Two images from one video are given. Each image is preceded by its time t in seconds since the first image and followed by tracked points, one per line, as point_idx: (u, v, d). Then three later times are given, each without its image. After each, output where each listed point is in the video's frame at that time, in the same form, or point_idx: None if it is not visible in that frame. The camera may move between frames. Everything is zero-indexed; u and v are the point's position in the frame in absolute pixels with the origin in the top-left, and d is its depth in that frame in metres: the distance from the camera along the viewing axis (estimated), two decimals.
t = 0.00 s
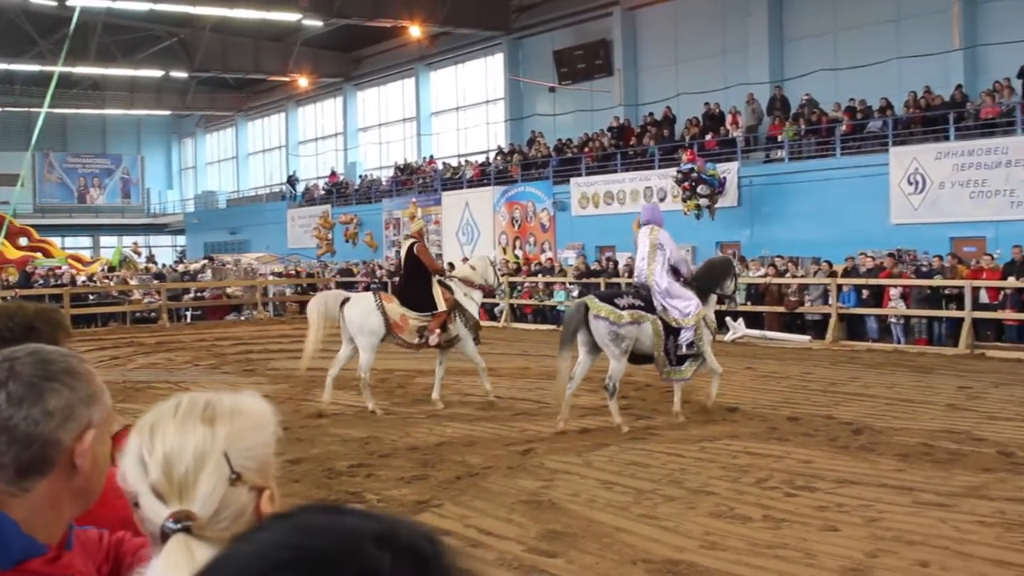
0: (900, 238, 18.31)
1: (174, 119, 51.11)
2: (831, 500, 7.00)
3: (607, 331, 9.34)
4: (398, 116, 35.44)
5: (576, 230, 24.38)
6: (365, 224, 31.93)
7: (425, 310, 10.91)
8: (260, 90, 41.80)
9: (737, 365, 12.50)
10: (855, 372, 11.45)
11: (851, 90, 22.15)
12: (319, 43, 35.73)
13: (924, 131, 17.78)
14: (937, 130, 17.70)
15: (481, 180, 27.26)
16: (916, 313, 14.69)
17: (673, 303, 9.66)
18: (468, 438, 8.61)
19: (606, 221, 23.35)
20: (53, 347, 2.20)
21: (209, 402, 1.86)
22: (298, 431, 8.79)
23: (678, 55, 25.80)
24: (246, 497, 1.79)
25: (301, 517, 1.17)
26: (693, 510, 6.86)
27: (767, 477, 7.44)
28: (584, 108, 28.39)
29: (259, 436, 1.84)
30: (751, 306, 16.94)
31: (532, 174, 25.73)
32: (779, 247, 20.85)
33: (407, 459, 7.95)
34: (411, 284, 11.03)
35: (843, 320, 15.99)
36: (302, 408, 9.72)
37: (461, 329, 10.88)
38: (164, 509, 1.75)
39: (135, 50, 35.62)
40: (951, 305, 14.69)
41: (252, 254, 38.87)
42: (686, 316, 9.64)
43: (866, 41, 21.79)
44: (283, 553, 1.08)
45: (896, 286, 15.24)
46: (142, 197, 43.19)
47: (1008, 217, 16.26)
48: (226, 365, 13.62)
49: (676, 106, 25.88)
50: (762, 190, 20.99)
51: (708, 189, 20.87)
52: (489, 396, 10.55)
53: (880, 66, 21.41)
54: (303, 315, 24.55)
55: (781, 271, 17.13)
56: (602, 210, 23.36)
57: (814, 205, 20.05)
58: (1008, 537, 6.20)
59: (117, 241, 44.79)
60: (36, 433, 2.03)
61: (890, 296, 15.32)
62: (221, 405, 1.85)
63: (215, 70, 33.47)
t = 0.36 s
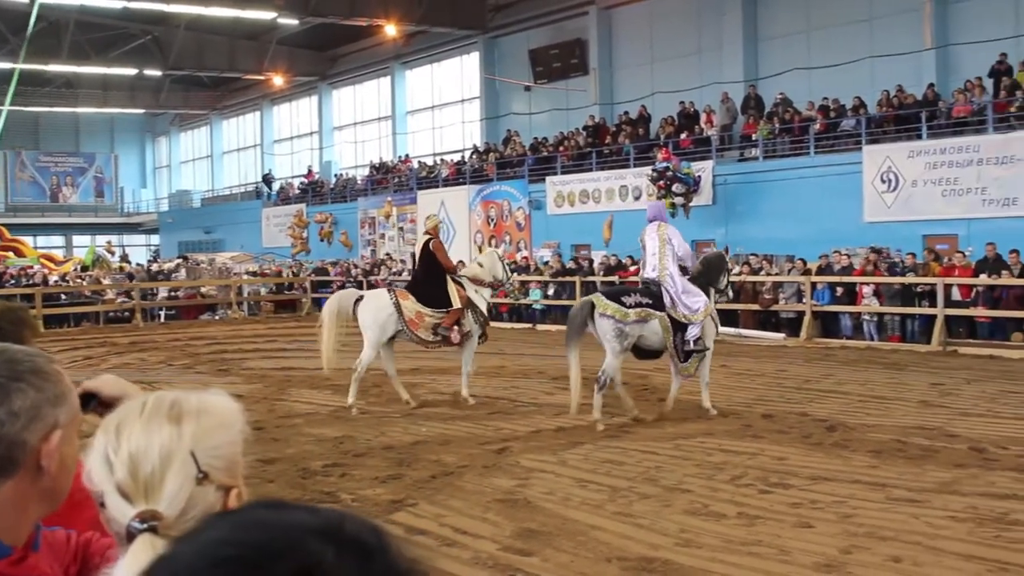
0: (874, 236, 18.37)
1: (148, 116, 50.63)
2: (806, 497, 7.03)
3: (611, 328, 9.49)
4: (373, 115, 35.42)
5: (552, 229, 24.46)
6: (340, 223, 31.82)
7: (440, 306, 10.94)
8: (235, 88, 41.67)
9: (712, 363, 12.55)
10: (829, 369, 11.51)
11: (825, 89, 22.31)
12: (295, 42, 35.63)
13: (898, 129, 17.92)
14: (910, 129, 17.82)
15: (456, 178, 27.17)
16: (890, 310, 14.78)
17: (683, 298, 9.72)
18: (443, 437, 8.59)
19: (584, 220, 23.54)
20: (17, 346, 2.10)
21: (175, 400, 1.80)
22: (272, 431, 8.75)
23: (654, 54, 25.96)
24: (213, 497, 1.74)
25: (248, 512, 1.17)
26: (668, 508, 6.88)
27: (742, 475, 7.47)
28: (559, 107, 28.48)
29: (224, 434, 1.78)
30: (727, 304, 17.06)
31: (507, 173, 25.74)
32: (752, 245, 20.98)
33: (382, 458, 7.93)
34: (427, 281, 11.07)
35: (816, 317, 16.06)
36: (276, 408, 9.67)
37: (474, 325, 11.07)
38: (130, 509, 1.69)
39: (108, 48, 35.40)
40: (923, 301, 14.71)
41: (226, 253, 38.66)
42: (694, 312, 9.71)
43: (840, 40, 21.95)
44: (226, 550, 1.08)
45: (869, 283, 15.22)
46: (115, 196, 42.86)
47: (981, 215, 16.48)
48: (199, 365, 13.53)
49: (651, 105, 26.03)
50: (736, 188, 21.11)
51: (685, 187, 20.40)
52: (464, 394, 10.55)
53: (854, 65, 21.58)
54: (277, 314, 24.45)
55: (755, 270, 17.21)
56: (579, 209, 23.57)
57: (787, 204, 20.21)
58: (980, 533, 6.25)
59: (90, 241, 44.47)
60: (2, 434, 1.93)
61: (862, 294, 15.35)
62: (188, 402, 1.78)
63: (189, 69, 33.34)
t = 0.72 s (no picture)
0: (847, 234, 18.57)
1: (122, 115, 50.17)
2: (780, 494, 7.07)
3: (623, 326, 9.55)
4: (350, 114, 35.38)
5: (528, 228, 24.48)
6: (315, 222, 31.70)
7: (454, 303, 10.99)
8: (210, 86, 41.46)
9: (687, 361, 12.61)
10: (803, 367, 11.60)
11: (799, 89, 22.48)
12: (271, 40, 35.50)
13: (871, 128, 18.10)
14: (883, 128, 17.99)
15: (432, 177, 27.13)
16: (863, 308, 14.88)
17: (685, 298, 9.80)
18: (419, 436, 8.59)
19: (559, 218, 23.60)
20: None
21: (143, 400, 1.81)
22: (247, 431, 8.71)
23: (629, 53, 26.07)
24: (181, 498, 1.76)
25: (202, 513, 1.17)
26: (643, 505, 6.90)
27: (717, 472, 7.50)
28: (535, 106, 28.56)
29: (194, 434, 1.80)
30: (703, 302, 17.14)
31: (483, 172, 25.74)
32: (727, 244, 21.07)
33: (357, 458, 7.91)
34: (440, 278, 11.11)
35: (791, 316, 16.18)
36: (251, 409, 9.62)
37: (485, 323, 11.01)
38: (98, 510, 1.71)
39: (82, 46, 35.12)
40: (896, 300, 14.91)
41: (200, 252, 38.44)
42: (696, 310, 9.84)
43: (816, 40, 22.08)
44: (179, 551, 1.07)
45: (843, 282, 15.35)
46: (89, 195, 42.54)
47: (952, 214, 16.76)
48: (173, 365, 13.45)
49: (626, 104, 26.13)
50: (711, 187, 21.21)
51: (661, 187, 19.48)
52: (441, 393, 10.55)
53: (827, 65, 21.77)
54: (252, 314, 24.36)
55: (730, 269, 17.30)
56: (555, 208, 23.60)
57: (760, 202, 20.33)
58: (951, 528, 6.31)
59: (64, 240, 44.06)
60: None
61: (836, 292, 15.47)
62: (155, 404, 1.81)
63: (163, 66, 33.13)
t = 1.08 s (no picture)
0: (820, 234, 18.69)
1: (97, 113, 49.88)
2: (754, 492, 7.12)
3: (637, 324, 9.43)
4: (326, 113, 35.33)
5: (505, 227, 24.52)
6: (291, 221, 31.63)
7: (471, 304, 11.18)
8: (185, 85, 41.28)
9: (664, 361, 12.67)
10: (778, 366, 11.68)
11: (774, 89, 22.61)
12: (246, 39, 35.35)
13: (846, 128, 18.28)
14: (857, 128, 18.18)
15: (408, 177, 27.11)
16: (838, 307, 14.97)
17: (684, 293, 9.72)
18: (396, 436, 8.59)
19: (536, 218, 23.66)
20: None
21: (113, 400, 1.80)
22: (223, 432, 8.70)
23: (605, 53, 26.14)
24: (149, 498, 1.74)
25: (164, 511, 1.19)
26: (619, 505, 6.93)
27: (692, 471, 7.54)
28: (512, 106, 28.61)
29: (162, 435, 1.79)
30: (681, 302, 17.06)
31: (460, 172, 25.77)
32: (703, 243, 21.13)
33: (333, 459, 7.90)
34: (457, 279, 11.26)
35: (765, 315, 16.26)
36: (226, 410, 9.59)
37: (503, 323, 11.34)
38: (65, 510, 1.71)
39: (55, 45, 34.86)
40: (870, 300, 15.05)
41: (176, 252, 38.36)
42: (698, 305, 9.74)
43: (792, 40, 22.21)
44: (134, 549, 1.10)
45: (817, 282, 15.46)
46: (63, 194, 42.28)
47: (925, 214, 16.91)
48: (149, 366, 13.42)
49: (602, 104, 26.20)
50: (687, 187, 21.16)
51: (635, 185, 20.94)
52: (417, 393, 10.55)
53: (802, 65, 21.93)
54: (228, 314, 24.35)
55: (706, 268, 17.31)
56: (531, 208, 23.65)
57: (735, 201, 20.38)
58: (923, 525, 6.38)
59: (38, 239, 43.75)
60: None
61: (811, 291, 15.57)
62: (123, 402, 1.78)
63: (137, 66, 32.89)
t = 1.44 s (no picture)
0: (796, 234, 18.82)
1: (73, 112, 49.68)
2: (729, 491, 7.17)
3: (639, 319, 9.84)
4: (302, 113, 35.48)
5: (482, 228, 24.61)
6: (267, 222, 31.72)
7: (486, 302, 11.57)
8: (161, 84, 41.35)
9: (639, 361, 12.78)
10: (752, 366, 11.78)
11: (749, 90, 22.79)
12: (222, 39, 35.35)
13: (820, 129, 18.46)
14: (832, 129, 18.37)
15: (385, 177, 27.26)
16: (813, 306, 15.05)
17: (692, 290, 10.12)
18: (372, 437, 8.61)
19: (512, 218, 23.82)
20: None
21: (80, 402, 1.78)
22: (198, 433, 8.68)
23: (581, 54, 26.29)
24: (116, 499, 1.74)
25: (107, 513, 1.18)
26: (595, 504, 6.96)
27: (668, 470, 7.58)
28: (488, 106, 28.77)
29: (132, 435, 1.79)
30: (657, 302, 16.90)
31: (437, 173, 25.83)
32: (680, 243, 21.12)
33: (309, 459, 7.90)
34: (473, 278, 11.63)
35: (741, 315, 16.31)
36: (202, 411, 9.58)
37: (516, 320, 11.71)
38: (32, 513, 1.71)
39: (29, 44, 34.73)
40: (845, 300, 15.13)
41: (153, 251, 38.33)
42: (703, 303, 10.19)
43: (769, 42, 22.38)
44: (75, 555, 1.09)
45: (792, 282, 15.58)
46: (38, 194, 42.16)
47: (899, 214, 17.14)
48: (124, 367, 13.37)
49: (580, 104, 26.36)
50: (663, 188, 21.22)
51: (611, 185, 21.21)
52: (393, 394, 10.55)
53: (777, 66, 22.16)
54: (203, 314, 24.41)
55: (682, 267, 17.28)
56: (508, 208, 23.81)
57: (711, 201, 20.47)
58: (897, 522, 6.43)
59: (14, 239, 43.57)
60: None
61: (786, 292, 15.68)
62: (92, 404, 1.77)
63: (112, 65, 32.75)
